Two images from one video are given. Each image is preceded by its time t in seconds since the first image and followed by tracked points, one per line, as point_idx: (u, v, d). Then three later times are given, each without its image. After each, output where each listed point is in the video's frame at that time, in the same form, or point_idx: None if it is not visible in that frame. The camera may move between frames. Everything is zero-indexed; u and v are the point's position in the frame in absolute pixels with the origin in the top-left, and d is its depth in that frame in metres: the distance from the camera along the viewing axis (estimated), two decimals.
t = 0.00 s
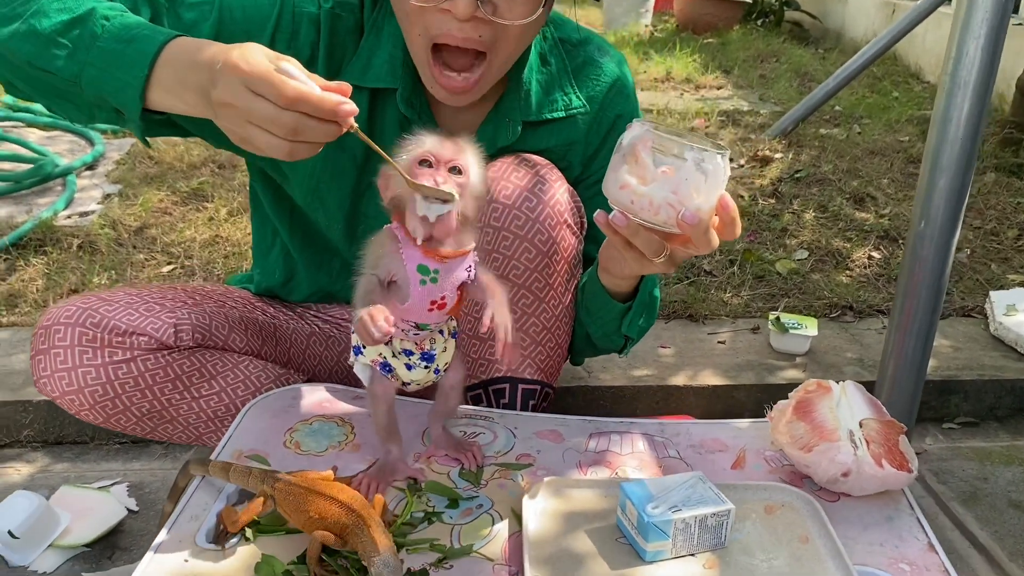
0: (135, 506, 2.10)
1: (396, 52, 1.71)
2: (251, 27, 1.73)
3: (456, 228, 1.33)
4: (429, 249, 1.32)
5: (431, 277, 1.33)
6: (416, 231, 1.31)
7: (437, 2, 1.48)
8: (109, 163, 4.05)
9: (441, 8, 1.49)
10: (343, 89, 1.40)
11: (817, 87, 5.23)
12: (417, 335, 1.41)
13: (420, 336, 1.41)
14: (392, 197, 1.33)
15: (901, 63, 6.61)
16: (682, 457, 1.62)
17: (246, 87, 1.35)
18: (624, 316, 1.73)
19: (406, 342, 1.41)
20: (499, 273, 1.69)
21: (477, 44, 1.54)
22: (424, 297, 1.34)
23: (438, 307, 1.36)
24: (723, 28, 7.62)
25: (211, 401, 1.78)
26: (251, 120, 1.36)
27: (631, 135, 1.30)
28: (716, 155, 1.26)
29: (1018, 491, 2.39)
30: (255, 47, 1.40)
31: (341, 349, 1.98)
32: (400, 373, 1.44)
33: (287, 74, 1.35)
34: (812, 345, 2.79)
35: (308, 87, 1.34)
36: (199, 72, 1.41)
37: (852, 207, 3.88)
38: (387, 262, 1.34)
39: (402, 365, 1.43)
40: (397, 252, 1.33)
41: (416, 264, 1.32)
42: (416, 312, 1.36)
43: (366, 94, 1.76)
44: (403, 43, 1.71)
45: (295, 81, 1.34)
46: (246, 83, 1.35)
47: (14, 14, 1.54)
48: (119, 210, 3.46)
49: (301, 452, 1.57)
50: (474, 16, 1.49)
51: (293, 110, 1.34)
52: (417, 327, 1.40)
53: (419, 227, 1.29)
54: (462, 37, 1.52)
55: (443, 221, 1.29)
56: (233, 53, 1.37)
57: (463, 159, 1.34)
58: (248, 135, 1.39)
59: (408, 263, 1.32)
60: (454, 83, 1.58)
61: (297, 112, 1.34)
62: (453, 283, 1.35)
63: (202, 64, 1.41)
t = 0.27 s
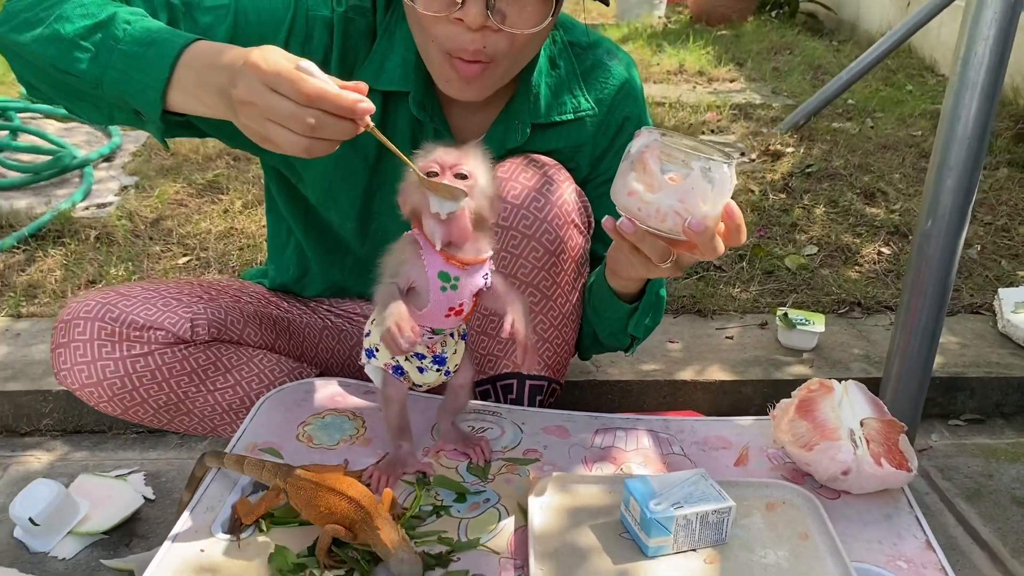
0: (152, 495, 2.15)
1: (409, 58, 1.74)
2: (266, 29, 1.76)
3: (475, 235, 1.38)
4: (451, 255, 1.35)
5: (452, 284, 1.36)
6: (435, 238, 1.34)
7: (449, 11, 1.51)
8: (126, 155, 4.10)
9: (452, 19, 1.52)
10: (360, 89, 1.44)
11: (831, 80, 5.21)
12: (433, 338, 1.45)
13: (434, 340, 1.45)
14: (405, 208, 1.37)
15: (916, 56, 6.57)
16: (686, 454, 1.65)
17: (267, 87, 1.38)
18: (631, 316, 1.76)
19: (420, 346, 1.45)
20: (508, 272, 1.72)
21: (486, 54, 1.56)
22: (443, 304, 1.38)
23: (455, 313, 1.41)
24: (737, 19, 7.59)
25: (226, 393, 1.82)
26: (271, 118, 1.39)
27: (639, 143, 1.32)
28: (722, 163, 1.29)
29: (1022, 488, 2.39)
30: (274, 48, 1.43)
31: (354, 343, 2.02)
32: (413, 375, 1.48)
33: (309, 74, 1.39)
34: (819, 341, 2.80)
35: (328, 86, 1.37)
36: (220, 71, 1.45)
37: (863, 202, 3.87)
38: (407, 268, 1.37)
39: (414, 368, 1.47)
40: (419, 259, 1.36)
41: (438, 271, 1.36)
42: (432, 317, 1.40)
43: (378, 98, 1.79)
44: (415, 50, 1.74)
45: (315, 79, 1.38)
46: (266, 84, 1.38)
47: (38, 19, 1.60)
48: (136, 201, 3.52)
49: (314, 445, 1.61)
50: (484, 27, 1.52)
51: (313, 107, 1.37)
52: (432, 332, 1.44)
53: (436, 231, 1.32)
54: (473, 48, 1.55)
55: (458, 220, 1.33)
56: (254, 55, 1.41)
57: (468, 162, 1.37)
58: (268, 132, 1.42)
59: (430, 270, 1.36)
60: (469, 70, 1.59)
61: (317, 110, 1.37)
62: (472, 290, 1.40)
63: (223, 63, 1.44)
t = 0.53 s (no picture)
0: (168, 481, 2.20)
1: (422, 54, 1.76)
2: (280, 28, 1.78)
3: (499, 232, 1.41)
4: (478, 252, 1.38)
5: (481, 281, 1.40)
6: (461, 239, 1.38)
7: (461, 12, 1.53)
8: (141, 146, 4.14)
9: (464, 19, 1.54)
10: (364, 93, 1.46)
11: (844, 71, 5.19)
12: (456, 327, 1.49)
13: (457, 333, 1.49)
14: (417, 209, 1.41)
15: (931, 47, 6.53)
16: (693, 446, 1.67)
17: (271, 95, 1.40)
18: (640, 309, 1.78)
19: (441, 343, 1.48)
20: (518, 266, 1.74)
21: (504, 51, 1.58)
22: (473, 300, 1.42)
23: (483, 308, 1.44)
24: (751, 10, 7.54)
25: (241, 383, 1.86)
26: (278, 126, 1.42)
27: (644, 141, 1.36)
28: (726, 159, 1.31)
29: None
30: (278, 54, 1.45)
31: (366, 333, 2.06)
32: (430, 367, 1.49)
33: (310, 82, 1.40)
34: (828, 334, 2.81)
35: (329, 94, 1.39)
36: (228, 78, 1.47)
37: (874, 195, 3.88)
38: (437, 272, 1.39)
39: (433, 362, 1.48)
40: (447, 261, 1.39)
41: (467, 269, 1.39)
42: (462, 313, 1.44)
43: (392, 94, 1.82)
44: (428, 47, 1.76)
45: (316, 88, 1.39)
46: (270, 92, 1.40)
47: (58, 23, 1.65)
48: (151, 191, 3.56)
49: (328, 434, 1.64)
50: (497, 27, 1.53)
51: (316, 116, 1.39)
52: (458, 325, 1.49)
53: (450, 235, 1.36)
54: (487, 44, 1.57)
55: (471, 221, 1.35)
56: (256, 64, 1.43)
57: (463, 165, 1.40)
58: (277, 139, 1.45)
59: (459, 269, 1.39)
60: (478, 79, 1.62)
61: (321, 117, 1.39)
62: (498, 284, 1.44)
63: (231, 71, 1.47)
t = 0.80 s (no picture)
0: (190, 472, 2.22)
1: (449, 44, 1.76)
2: (308, 19, 1.80)
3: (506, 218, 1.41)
4: (483, 240, 1.39)
5: (487, 268, 1.41)
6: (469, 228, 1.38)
7: (512, 3, 1.53)
8: (158, 138, 4.16)
9: (515, 9, 1.54)
10: (391, 85, 1.41)
11: (860, 62, 5.15)
12: (474, 313, 1.48)
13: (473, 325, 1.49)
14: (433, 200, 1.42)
15: (947, 37, 6.47)
16: (715, 440, 1.68)
17: (303, 111, 1.43)
18: (656, 297, 1.78)
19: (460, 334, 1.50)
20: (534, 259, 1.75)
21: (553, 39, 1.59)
22: (482, 286, 1.43)
23: (493, 296, 1.45)
24: (765, 1, 7.49)
25: (262, 375, 1.88)
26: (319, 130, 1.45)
27: (617, 136, 1.41)
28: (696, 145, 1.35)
29: None
30: (301, 58, 1.43)
31: (385, 326, 2.07)
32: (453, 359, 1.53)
33: (335, 90, 1.38)
34: (845, 327, 2.81)
35: (357, 102, 1.37)
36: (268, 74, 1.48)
37: (891, 186, 3.86)
38: (446, 261, 1.42)
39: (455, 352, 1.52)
40: (455, 249, 1.42)
41: (472, 255, 1.41)
42: (472, 300, 1.46)
43: (416, 83, 1.82)
44: (455, 35, 1.77)
45: (343, 97, 1.38)
46: (301, 108, 1.43)
47: (95, 30, 1.67)
48: (168, 183, 3.58)
49: (351, 426, 1.66)
50: (548, 14, 1.53)
51: (351, 122, 1.40)
52: (471, 317, 1.49)
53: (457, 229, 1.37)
54: (536, 35, 1.57)
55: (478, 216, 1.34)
56: (282, 75, 1.42)
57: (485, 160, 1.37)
58: (321, 139, 1.48)
59: (466, 256, 1.41)
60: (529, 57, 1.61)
61: (353, 126, 1.41)
62: (509, 273, 1.43)
63: (270, 68, 1.47)
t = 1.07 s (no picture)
0: (202, 466, 2.22)
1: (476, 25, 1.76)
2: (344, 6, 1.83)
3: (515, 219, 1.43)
4: (489, 239, 1.40)
5: (493, 268, 1.41)
6: (480, 224, 1.40)
7: None
8: (166, 132, 4.15)
9: None
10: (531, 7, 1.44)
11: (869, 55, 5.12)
12: (479, 317, 1.49)
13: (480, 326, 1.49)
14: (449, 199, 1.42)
15: (956, 30, 6.43)
16: (729, 434, 1.68)
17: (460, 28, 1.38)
18: (655, 277, 1.77)
19: (469, 334, 1.50)
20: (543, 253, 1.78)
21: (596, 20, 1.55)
22: (486, 287, 1.43)
23: (498, 297, 1.45)
24: None
25: (276, 369, 1.89)
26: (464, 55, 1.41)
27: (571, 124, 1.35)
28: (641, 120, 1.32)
29: None
30: None
31: (397, 320, 2.07)
32: (463, 362, 1.53)
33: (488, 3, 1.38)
34: (856, 321, 2.79)
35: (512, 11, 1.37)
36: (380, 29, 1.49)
37: (901, 180, 3.83)
38: (450, 258, 1.41)
39: (464, 355, 1.52)
40: (459, 247, 1.41)
41: (478, 256, 1.40)
42: (476, 301, 1.45)
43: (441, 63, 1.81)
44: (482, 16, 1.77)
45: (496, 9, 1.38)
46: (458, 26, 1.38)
47: (157, 25, 1.65)
48: (177, 177, 3.58)
49: (365, 421, 1.66)
50: None
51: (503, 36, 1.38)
52: (477, 318, 1.49)
53: (490, 213, 1.38)
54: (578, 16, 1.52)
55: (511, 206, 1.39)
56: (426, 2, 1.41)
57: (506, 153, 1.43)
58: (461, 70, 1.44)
59: (469, 255, 1.41)
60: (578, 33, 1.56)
61: (508, 43, 1.38)
62: (513, 273, 1.44)
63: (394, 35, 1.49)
